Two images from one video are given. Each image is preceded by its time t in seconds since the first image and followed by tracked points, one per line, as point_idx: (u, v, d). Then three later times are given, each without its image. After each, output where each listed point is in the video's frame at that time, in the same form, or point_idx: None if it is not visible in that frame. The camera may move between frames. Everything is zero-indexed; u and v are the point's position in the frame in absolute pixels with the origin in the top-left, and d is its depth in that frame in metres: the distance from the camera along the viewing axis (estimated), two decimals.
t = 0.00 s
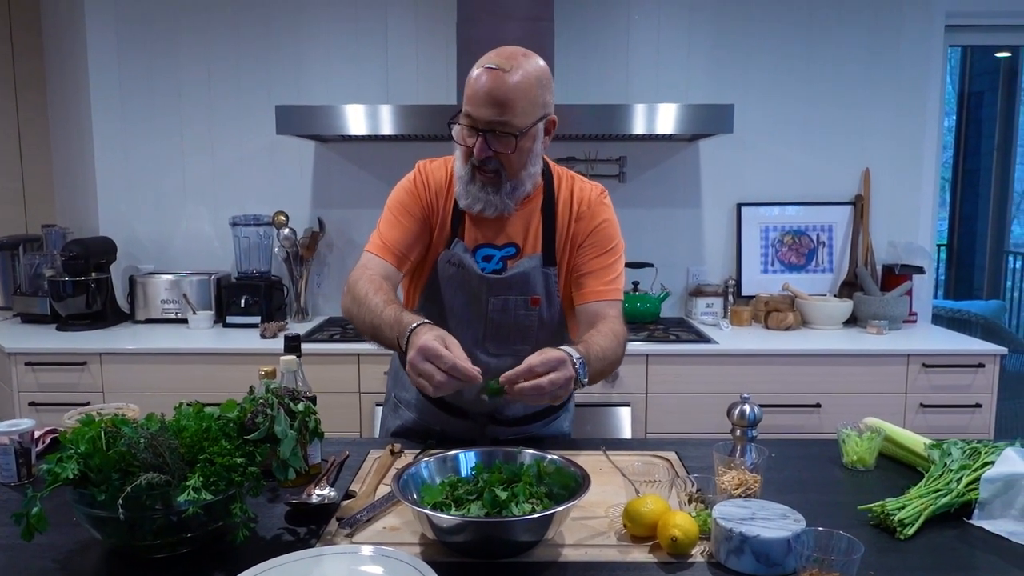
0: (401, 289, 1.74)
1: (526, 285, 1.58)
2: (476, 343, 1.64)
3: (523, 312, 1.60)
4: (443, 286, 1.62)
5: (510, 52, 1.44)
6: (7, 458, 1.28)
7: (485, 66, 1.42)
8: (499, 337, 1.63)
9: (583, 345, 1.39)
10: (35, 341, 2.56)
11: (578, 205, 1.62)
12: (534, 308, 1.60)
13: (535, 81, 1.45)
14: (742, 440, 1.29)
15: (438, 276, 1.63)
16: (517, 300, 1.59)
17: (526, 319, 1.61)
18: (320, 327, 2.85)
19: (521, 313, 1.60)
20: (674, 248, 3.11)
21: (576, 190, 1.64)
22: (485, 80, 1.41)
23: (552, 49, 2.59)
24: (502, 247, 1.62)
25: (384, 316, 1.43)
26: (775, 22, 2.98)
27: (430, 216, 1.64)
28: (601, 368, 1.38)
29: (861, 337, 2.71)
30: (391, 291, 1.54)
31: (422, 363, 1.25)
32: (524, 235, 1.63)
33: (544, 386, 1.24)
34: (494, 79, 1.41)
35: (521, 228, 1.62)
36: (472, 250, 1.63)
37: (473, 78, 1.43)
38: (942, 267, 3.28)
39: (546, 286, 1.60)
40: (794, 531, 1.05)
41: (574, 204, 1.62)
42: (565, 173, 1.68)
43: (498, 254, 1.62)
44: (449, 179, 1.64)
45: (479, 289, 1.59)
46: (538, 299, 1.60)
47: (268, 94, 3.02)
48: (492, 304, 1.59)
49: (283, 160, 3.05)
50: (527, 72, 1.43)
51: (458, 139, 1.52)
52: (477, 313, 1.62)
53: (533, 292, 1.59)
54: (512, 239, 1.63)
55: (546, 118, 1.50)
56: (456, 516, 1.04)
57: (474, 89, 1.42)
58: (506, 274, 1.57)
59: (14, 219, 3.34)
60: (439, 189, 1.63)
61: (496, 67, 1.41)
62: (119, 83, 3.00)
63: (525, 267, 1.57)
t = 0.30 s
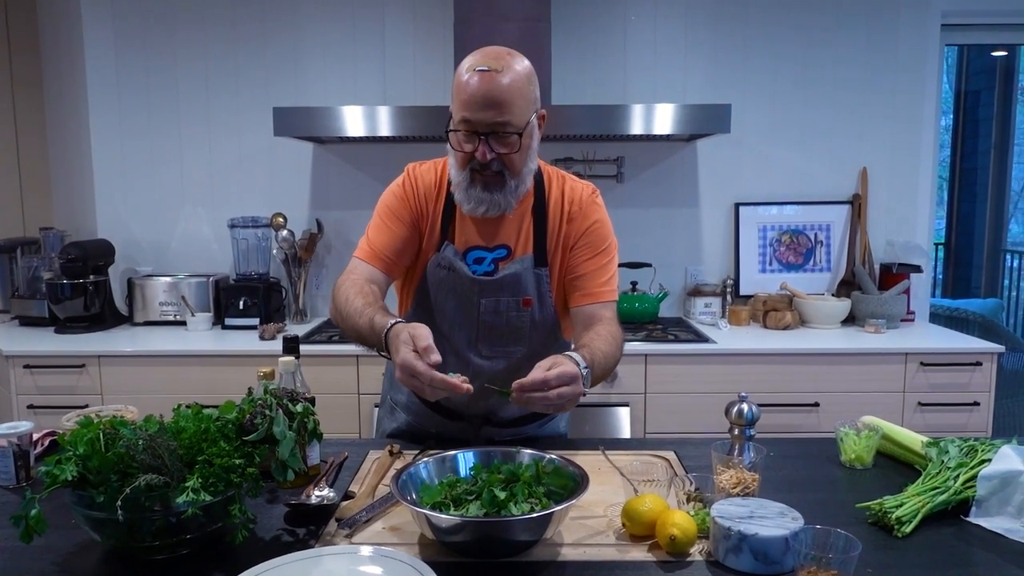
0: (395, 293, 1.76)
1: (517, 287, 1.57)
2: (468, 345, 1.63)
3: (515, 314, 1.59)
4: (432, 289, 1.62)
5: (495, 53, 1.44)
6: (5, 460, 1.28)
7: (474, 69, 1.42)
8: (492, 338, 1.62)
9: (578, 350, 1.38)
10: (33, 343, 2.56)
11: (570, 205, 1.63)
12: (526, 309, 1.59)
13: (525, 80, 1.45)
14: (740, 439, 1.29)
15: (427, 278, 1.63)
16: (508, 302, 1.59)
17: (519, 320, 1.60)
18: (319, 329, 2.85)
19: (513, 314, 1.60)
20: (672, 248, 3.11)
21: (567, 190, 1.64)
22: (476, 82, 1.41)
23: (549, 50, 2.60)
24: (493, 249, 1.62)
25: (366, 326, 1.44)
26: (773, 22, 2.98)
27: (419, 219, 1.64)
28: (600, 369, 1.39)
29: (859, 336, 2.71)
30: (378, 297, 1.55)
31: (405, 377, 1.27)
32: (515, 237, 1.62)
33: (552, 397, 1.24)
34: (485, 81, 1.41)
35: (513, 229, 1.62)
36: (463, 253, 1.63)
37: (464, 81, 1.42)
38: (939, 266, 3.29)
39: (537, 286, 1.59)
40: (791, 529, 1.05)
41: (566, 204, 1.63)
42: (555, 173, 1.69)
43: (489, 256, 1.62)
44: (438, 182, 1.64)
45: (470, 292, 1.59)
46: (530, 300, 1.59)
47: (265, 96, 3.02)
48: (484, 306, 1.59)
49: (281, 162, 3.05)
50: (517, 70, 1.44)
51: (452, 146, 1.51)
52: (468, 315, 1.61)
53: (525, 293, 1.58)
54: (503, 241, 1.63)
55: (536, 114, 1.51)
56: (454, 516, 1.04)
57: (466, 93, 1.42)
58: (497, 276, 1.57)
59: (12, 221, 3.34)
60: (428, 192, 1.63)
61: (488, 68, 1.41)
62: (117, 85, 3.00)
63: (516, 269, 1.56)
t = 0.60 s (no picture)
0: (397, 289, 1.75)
1: (520, 282, 1.57)
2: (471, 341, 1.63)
3: (518, 309, 1.59)
4: (435, 285, 1.61)
5: (497, 47, 1.43)
6: (10, 455, 1.27)
7: (479, 64, 1.40)
8: (495, 333, 1.62)
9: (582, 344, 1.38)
10: (36, 340, 2.56)
11: (573, 200, 1.62)
12: (529, 304, 1.59)
13: (528, 73, 1.44)
14: (747, 435, 1.29)
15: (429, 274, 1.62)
16: (511, 297, 1.59)
17: (521, 315, 1.60)
18: (322, 325, 2.85)
19: (515, 310, 1.60)
20: (675, 244, 3.11)
21: (569, 185, 1.64)
22: (480, 77, 1.39)
23: (552, 46, 2.59)
24: (495, 244, 1.62)
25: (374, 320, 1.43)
26: (777, 17, 2.97)
27: (421, 215, 1.64)
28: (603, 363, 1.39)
29: (863, 332, 2.71)
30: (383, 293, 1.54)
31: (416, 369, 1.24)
32: (517, 233, 1.62)
33: (555, 389, 1.24)
34: (489, 75, 1.40)
35: (515, 225, 1.62)
36: (465, 249, 1.63)
37: (467, 76, 1.41)
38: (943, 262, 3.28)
39: (540, 282, 1.59)
40: (798, 525, 1.05)
41: (568, 200, 1.62)
42: (557, 168, 1.68)
43: (491, 251, 1.62)
44: (441, 178, 1.63)
45: (472, 287, 1.58)
46: (532, 295, 1.58)
47: (268, 91, 3.02)
48: (487, 302, 1.59)
49: (284, 158, 3.05)
50: (520, 64, 1.43)
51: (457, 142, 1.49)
52: (471, 311, 1.61)
53: (528, 288, 1.58)
54: (505, 236, 1.62)
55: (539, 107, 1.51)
56: (460, 512, 1.04)
57: (470, 88, 1.40)
58: (500, 272, 1.57)
59: (15, 216, 3.34)
60: (430, 188, 1.63)
61: (492, 63, 1.39)
62: (121, 80, 2.99)
63: (519, 264, 1.57)
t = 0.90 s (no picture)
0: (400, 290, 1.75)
1: (521, 282, 1.57)
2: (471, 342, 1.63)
3: (519, 310, 1.59)
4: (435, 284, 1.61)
5: (490, 47, 1.43)
6: (16, 456, 1.28)
7: (466, 62, 1.41)
8: (496, 333, 1.62)
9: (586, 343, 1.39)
10: (41, 340, 2.56)
11: (575, 201, 1.62)
12: (530, 305, 1.59)
13: (515, 75, 1.43)
14: (750, 436, 1.28)
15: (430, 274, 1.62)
16: (512, 298, 1.59)
17: (522, 316, 1.60)
18: (325, 324, 2.85)
19: (516, 310, 1.59)
20: (679, 243, 3.10)
21: (570, 185, 1.63)
22: (462, 75, 1.40)
23: (555, 46, 2.59)
24: (495, 244, 1.62)
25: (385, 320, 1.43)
26: (781, 16, 2.97)
27: (423, 215, 1.64)
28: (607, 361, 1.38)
29: (867, 332, 2.70)
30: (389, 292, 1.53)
31: (443, 355, 1.24)
32: (518, 232, 1.61)
33: (558, 382, 1.24)
34: (472, 73, 1.40)
35: (515, 225, 1.61)
36: (465, 249, 1.62)
37: (453, 73, 1.42)
38: (948, 262, 3.27)
39: (542, 283, 1.59)
40: (802, 526, 1.05)
41: (569, 201, 1.62)
42: (557, 167, 1.67)
43: (491, 251, 1.61)
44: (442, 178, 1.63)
45: (473, 287, 1.58)
46: (533, 296, 1.58)
47: (271, 91, 3.02)
48: (487, 302, 1.59)
49: (287, 158, 3.05)
50: (508, 65, 1.42)
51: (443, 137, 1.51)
52: (471, 310, 1.61)
53: (529, 289, 1.58)
54: (505, 236, 1.62)
55: (529, 111, 1.48)
56: (464, 512, 1.04)
57: (453, 84, 1.42)
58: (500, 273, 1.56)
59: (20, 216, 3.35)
60: (432, 188, 1.63)
61: (476, 62, 1.40)
62: (125, 81, 3.00)
63: (520, 264, 1.57)
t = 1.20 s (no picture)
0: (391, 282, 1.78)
1: (516, 285, 1.58)
2: (468, 344, 1.62)
3: (513, 312, 1.60)
4: (429, 284, 1.61)
5: (489, 47, 1.43)
6: (21, 455, 1.28)
7: (464, 62, 1.41)
8: (491, 335, 1.62)
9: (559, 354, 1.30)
10: (45, 339, 2.57)
11: (571, 203, 1.61)
12: (525, 307, 1.60)
13: (514, 77, 1.43)
14: (754, 436, 1.28)
15: (422, 273, 1.61)
16: (507, 300, 1.59)
17: (517, 318, 1.61)
18: (328, 324, 2.86)
19: (511, 312, 1.60)
20: (682, 243, 3.10)
21: (568, 187, 1.62)
22: (462, 76, 1.40)
23: (557, 46, 2.59)
24: (489, 245, 1.61)
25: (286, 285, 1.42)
26: (784, 15, 2.96)
27: (404, 208, 1.66)
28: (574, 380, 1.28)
29: (871, 332, 2.70)
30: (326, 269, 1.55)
31: (241, 301, 1.26)
32: (512, 234, 1.61)
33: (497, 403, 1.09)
34: (471, 74, 1.40)
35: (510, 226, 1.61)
36: (461, 249, 1.62)
37: (452, 73, 1.42)
38: (951, 262, 3.27)
39: (537, 285, 1.60)
40: (806, 526, 1.05)
41: (566, 203, 1.61)
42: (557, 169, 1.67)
43: (486, 252, 1.61)
44: (436, 176, 1.65)
45: (468, 288, 1.59)
46: (529, 299, 1.59)
47: (274, 91, 3.03)
48: (481, 304, 1.60)
49: (290, 158, 3.06)
50: (507, 67, 1.42)
51: (441, 138, 1.51)
52: (467, 312, 1.61)
53: (524, 292, 1.58)
54: (500, 237, 1.62)
55: (528, 114, 1.48)
56: (468, 512, 1.04)
57: (451, 84, 1.42)
58: (495, 275, 1.57)
59: (25, 217, 3.36)
60: (423, 185, 1.65)
61: (475, 63, 1.40)
62: (129, 81, 3.01)
63: (516, 267, 1.57)
